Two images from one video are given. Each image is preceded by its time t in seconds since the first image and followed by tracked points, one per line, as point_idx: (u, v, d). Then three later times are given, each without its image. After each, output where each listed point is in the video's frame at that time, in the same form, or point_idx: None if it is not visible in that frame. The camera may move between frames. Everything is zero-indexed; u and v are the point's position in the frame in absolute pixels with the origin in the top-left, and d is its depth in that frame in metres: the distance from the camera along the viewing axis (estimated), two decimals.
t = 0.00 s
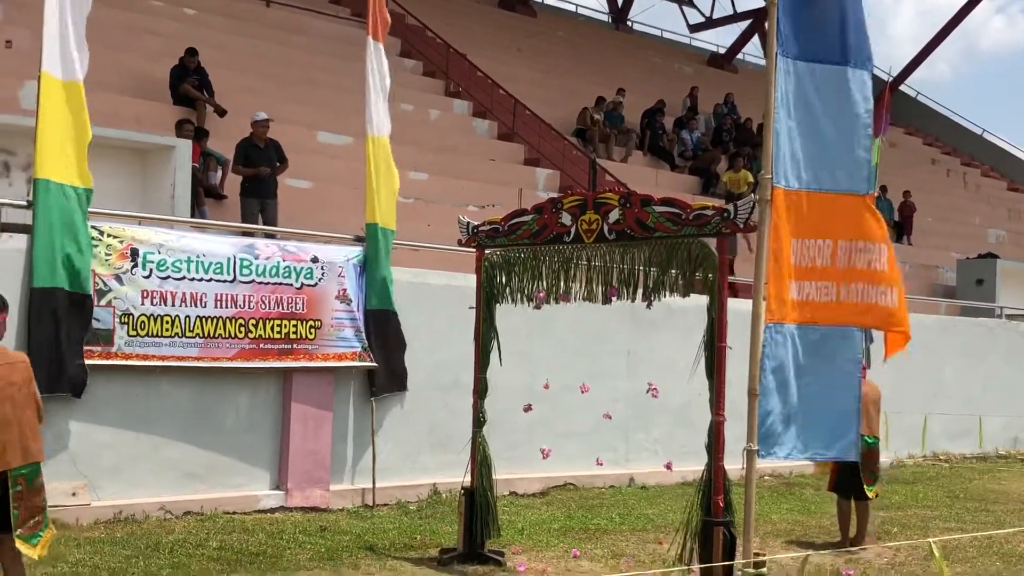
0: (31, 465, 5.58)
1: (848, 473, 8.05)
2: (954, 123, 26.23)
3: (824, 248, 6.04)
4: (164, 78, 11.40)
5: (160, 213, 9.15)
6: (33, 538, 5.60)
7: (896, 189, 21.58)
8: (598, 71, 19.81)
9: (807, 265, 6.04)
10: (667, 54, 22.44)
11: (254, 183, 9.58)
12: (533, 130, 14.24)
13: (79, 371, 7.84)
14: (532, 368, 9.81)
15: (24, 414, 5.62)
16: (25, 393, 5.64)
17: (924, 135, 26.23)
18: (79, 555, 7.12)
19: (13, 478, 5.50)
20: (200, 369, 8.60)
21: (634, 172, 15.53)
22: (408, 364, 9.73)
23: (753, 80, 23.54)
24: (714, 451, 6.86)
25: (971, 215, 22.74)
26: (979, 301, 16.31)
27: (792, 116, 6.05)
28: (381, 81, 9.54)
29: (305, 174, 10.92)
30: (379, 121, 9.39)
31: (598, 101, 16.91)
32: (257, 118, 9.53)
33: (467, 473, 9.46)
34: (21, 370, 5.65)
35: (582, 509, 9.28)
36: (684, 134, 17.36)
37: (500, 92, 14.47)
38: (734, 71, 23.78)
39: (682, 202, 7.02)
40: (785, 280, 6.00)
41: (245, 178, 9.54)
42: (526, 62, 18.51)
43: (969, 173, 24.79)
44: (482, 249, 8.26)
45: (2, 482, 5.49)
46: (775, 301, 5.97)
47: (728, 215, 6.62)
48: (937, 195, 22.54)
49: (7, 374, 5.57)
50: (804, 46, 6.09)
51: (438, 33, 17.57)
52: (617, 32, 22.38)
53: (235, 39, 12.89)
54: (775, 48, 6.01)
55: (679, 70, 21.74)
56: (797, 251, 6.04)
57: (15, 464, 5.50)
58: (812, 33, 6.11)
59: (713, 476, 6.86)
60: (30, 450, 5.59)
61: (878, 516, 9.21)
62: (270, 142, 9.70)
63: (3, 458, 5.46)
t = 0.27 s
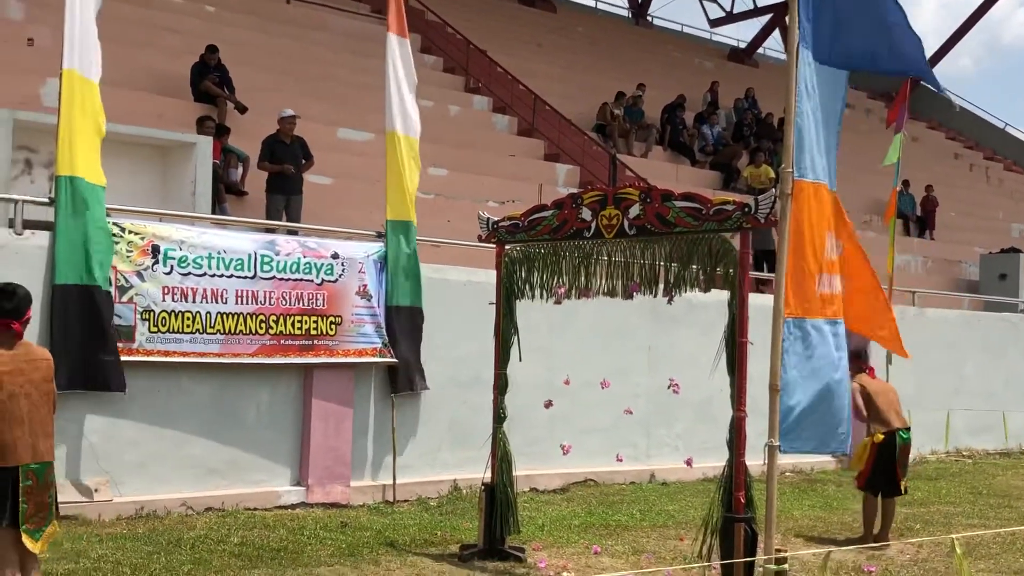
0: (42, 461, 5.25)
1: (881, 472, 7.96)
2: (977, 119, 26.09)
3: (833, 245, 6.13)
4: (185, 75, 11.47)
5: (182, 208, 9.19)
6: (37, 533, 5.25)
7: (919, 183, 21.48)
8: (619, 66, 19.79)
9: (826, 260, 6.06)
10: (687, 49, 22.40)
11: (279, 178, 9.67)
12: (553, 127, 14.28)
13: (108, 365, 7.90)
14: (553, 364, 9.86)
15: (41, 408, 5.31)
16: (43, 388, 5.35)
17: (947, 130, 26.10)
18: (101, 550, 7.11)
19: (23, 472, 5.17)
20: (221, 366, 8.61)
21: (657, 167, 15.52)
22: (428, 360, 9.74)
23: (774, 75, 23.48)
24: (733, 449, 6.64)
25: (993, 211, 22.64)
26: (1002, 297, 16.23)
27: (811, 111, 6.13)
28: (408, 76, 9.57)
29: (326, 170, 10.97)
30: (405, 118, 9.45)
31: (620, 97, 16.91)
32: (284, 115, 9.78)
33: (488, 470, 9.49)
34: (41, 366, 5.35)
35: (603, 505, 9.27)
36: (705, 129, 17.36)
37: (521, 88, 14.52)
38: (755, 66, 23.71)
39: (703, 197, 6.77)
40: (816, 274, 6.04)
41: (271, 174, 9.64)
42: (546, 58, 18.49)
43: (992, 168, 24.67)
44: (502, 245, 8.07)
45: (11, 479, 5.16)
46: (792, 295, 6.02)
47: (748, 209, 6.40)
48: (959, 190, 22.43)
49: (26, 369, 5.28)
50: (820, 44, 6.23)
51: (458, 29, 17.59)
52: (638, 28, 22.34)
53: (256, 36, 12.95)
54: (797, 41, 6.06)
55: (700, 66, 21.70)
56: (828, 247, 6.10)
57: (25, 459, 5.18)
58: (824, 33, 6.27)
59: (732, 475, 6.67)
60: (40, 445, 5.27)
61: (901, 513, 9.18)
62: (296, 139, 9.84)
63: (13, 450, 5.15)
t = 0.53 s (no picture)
0: (69, 450, 5.23)
1: (905, 476, 7.94)
2: (992, 120, 26.05)
3: (852, 241, 6.05)
4: (200, 76, 11.52)
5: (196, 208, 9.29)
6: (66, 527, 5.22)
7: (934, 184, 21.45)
8: (632, 66, 19.80)
9: (838, 258, 6.03)
10: (700, 50, 22.40)
11: (297, 177, 9.72)
12: (566, 128, 14.32)
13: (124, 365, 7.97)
14: (567, 364, 9.90)
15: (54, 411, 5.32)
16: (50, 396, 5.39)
17: (961, 131, 26.06)
18: (117, 549, 7.13)
19: (52, 463, 5.15)
20: (235, 365, 8.64)
21: (668, 168, 15.55)
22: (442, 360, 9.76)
23: (788, 76, 23.47)
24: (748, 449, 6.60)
25: (1008, 213, 22.60)
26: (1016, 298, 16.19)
27: (821, 109, 6.09)
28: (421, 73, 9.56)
29: (339, 171, 11.01)
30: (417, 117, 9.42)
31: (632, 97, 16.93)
32: (302, 115, 9.75)
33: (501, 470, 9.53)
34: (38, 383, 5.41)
35: (616, 506, 9.27)
36: (718, 129, 17.38)
37: (534, 89, 14.56)
38: (768, 67, 23.71)
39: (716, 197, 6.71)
40: (820, 275, 6.02)
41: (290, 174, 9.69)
42: (558, 59, 18.51)
43: (1006, 169, 24.64)
44: (515, 245, 7.99)
45: (39, 469, 5.13)
46: (806, 295, 6.00)
47: (761, 209, 6.33)
48: (974, 191, 22.39)
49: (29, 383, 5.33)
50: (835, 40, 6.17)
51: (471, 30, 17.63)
52: (650, 29, 22.35)
53: (271, 37, 13.01)
54: (807, 39, 6.06)
55: (713, 66, 21.70)
56: (833, 245, 6.04)
57: (51, 450, 5.16)
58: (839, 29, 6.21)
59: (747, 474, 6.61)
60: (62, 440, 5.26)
61: (916, 514, 9.17)
62: (313, 139, 9.89)
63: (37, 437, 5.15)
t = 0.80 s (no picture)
0: (77, 450, 5.13)
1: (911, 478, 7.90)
2: (1001, 121, 26.00)
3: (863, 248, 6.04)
4: (209, 79, 11.55)
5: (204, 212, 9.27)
6: (89, 526, 5.14)
7: (944, 185, 21.42)
8: (640, 68, 19.80)
9: (850, 262, 6.00)
10: (708, 51, 22.40)
11: (310, 177, 9.81)
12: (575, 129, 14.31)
13: (129, 368, 7.91)
14: (576, 367, 9.93)
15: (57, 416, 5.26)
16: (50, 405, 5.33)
17: (971, 132, 26.01)
18: (126, 552, 7.14)
19: (60, 463, 5.03)
20: (244, 368, 8.65)
21: (677, 169, 15.54)
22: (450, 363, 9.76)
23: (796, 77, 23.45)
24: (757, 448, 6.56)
25: (1017, 214, 22.56)
26: None
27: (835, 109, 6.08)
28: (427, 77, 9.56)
29: (348, 174, 11.03)
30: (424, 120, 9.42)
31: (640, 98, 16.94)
32: (316, 118, 9.87)
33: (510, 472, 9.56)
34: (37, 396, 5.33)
35: (625, 508, 9.27)
36: (726, 130, 17.37)
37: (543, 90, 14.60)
38: (776, 68, 23.70)
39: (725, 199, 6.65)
40: (834, 276, 5.95)
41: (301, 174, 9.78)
42: (566, 61, 18.52)
43: (1016, 171, 24.59)
44: (524, 247, 7.94)
45: (47, 469, 5.00)
46: (822, 297, 5.91)
47: (772, 211, 6.29)
48: (983, 192, 22.34)
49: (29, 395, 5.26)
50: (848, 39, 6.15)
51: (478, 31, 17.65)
52: (658, 30, 22.34)
53: (280, 40, 13.05)
54: (820, 44, 6.00)
55: (721, 67, 21.69)
56: (848, 248, 6.01)
57: (61, 449, 5.05)
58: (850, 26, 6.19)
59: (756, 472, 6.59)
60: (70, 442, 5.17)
61: (925, 517, 9.16)
62: (326, 144, 10.01)
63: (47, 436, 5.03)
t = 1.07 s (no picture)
0: (74, 454, 5.09)
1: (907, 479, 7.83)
2: (1009, 118, 25.95)
3: (881, 240, 5.98)
4: (216, 78, 11.57)
5: (211, 212, 9.28)
6: (89, 529, 5.12)
7: (951, 182, 21.37)
8: (645, 65, 19.79)
9: (862, 256, 6.00)
10: (714, 49, 22.38)
11: (318, 176, 9.84)
12: (581, 128, 14.30)
13: (150, 368, 8.02)
14: (583, 365, 9.95)
15: (66, 407, 5.15)
16: (65, 387, 5.19)
17: (978, 129, 25.96)
18: (134, 551, 7.15)
19: (57, 468, 5.02)
20: (251, 367, 8.67)
21: (683, 168, 15.53)
22: (457, 361, 9.77)
23: (803, 74, 23.42)
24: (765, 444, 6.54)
25: None
26: None
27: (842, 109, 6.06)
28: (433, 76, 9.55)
29: (354, 173, 11.05)
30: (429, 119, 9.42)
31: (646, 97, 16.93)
32: (326, 118, 9.92)
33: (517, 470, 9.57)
34: (58, 371, 5.20)
35: (632, 506, 9.27)
36: (733, 128, 17.35)
37: (549, 88, 14.59)
38: (783, 65, 23.67)
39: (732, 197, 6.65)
40: (841, 274, 5.99)
41: (310, 173, 9.82)
42: (572, 59, 18.52)
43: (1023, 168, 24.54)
44: (531, 247, 7.87)
45: (45, 474, 5.01)
46: (824, 294, 5.98)
47: (779, 209, 6.29)
48: (990, 190, 22.29)
49: (47, 373, 5.14)
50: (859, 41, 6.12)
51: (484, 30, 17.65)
52: (665, 28, 22.33)
53: (287, 40, 13.07)
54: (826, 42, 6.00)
55: (727, 65, 21.68)
56: (858, 243, 6.00)
57: (60, 453, 5.03)
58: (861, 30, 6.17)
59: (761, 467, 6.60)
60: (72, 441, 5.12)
61: (933, 514, 9.16)
62: (334, 142, 10.03)
63: (43, 441, 5.01)
